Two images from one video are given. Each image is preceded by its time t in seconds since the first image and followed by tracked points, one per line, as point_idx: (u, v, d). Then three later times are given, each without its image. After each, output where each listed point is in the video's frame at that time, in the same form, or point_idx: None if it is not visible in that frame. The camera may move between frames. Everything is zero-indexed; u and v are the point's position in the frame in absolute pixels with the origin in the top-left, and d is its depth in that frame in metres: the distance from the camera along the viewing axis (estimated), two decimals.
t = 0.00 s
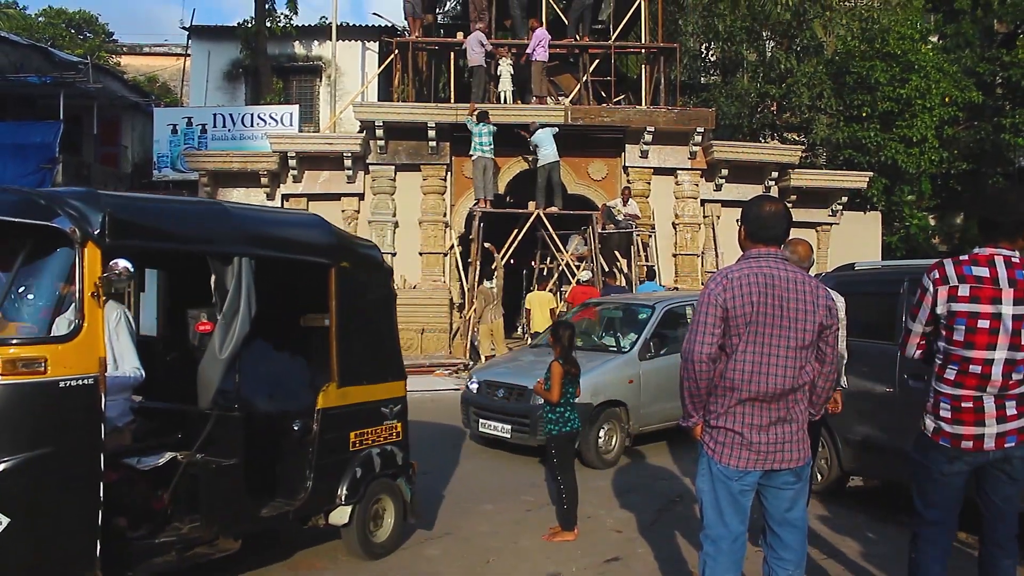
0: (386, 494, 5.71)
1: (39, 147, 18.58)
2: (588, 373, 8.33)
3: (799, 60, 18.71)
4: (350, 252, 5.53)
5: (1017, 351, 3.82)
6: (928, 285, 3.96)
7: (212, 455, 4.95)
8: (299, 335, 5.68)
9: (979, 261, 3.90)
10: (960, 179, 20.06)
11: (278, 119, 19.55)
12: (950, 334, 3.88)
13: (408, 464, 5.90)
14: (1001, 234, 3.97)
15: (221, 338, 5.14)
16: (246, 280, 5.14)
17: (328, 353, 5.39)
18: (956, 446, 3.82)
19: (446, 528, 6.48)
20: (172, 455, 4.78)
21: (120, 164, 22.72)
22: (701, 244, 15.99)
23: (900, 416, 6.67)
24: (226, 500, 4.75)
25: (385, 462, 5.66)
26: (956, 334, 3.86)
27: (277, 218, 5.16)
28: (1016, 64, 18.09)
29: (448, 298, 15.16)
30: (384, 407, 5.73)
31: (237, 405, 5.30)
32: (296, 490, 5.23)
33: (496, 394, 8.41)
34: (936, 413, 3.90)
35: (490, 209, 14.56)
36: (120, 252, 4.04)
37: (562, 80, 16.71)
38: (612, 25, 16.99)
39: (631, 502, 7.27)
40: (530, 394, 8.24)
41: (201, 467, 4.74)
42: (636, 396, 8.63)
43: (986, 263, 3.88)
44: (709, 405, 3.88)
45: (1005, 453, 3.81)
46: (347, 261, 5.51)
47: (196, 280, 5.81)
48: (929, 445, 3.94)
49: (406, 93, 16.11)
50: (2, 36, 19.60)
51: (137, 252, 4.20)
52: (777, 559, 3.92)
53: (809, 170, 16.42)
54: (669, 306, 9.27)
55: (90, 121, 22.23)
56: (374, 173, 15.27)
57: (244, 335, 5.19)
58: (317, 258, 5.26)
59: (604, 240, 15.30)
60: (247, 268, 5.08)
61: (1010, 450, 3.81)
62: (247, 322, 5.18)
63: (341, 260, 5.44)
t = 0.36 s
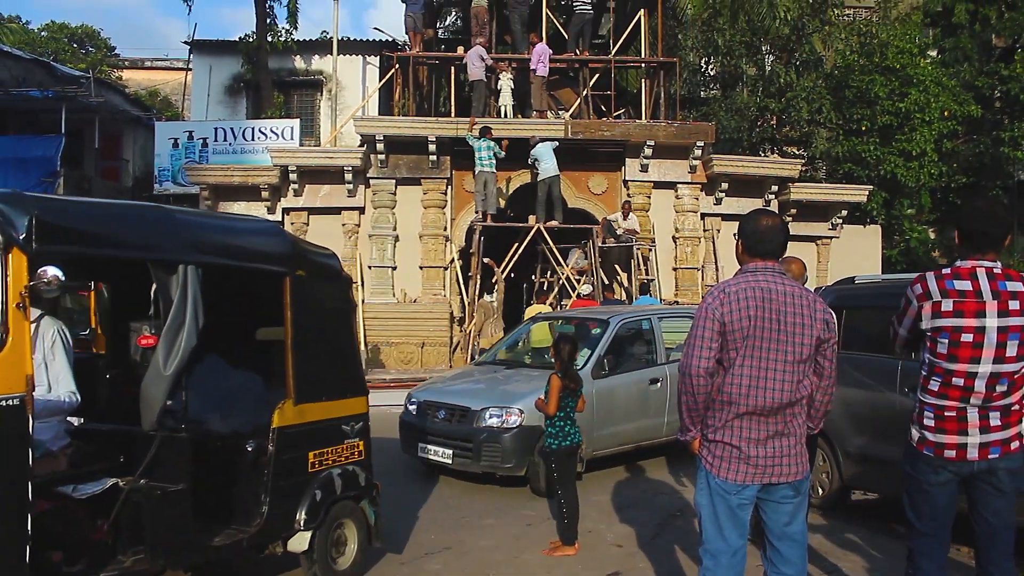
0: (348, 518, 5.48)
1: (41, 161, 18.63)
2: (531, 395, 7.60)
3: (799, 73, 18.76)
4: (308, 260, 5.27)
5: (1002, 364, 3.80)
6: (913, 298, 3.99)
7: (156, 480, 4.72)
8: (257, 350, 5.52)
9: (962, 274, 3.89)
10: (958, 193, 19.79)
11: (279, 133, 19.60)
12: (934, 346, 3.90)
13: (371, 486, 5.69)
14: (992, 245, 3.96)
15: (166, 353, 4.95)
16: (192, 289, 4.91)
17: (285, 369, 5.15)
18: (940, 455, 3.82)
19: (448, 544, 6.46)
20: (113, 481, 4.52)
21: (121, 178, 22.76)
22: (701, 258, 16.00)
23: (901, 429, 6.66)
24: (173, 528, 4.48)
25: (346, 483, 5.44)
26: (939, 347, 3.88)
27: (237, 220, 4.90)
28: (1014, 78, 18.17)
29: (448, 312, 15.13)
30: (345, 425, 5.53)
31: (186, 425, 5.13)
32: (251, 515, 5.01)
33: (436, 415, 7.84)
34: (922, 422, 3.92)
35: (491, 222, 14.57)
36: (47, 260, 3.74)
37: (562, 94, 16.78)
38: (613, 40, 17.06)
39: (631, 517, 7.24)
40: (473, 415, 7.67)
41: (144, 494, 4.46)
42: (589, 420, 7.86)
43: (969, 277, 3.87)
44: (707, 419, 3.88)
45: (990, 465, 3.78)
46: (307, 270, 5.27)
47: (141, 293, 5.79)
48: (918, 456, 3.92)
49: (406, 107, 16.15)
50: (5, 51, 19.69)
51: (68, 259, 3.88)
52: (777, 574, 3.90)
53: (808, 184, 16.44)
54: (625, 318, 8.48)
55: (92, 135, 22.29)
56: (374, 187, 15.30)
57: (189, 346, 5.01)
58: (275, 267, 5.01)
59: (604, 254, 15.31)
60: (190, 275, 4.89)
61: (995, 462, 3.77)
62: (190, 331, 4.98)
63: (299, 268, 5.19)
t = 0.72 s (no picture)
0: (313, 541, 5.05)
1: (41, 173, 18.65)
2: (482, 412, 7.17)
3: (798, 86, 18.82)
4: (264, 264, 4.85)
5: (994, 375, 3.81)
6: (905, 309, 3.96)
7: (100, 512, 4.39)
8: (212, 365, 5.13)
9: (954, 286, 3.89)
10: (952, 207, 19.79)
11: (279, 145, 19.66)
12: (927, 358, 3.89)
13: (336, 505, 5.27)
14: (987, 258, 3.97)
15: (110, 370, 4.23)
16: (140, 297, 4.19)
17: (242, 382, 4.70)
18: (932, 467, 3.81)
19: (446, 557, 6.43)
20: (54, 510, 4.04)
21: (122, 191, 22.78)
22: (701, 270, 16.01)
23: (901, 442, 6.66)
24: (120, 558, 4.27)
25: (308, 505, 5.03)
26: (933, 358, 3.87)
27: (187, 228, 4.49)
28: (1012, 90, 18.25)
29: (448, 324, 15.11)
30: (306, 442, 5.12)
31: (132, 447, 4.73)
32: (207, 543, 4.59)
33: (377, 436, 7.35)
34: (913, 434, 3.90)
35: (490, 235, 14.58)
36: None
37: (562, 107, 16.83)
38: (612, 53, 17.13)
39: (630, 530, 7.23)
40: (417, 437, 7.16)
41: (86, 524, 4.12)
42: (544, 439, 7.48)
43: (961, 289, 3.87)
44: (704, 432, 3.88)
45: (982, 477, 3.78)
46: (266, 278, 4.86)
47: (82, 303, 5.26)
48: (910, 468, 3.90)
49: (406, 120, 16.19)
50: (6, 64, 19.76)
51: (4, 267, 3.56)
52: None
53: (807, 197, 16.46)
54: (582, 331, 8.16)
55: (92, 147, 22.34)
56: (374, 200, 15.33)
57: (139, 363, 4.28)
58: (231, 273, 4.61)
59: (604, 267, 15.33)
60: (140, 284, 4.18)
61: (986, 474, 3.78)
62: (140, 346, 4.24)
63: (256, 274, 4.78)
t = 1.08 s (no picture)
0: (276, 565, 4.59)
1: (42, 184, 18.67)
2: (448, 425, 6.82)
3: (796, 97, 18.87)
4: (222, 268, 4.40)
5: (991, 383, 3.84)
6: (903, 318, 3.93)
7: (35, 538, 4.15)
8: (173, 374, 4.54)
9: (951, 294, 3.90)
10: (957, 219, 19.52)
11: (279, 156, 19.71)
12: (927, 367, 3.87)
13: (303, 526, 4.84)
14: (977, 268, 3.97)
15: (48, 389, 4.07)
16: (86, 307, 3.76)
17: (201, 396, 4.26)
18: (933, 478, 3.80)
19: (447, 569, 6.40)
20: None
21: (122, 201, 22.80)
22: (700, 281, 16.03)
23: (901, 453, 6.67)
24: None
25: (272, 526, 4.58)
26: (933, 368, 3.85)
27: (146, 234, 4.05)
28: (1011, 101, 18.31)
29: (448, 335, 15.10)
30: (270, 459, 4.67)
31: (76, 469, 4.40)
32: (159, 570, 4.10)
33: (334, 451, 7.03)
34: (911, 445, 3.88)
35: (490, 246, 14.60)
36: None
37: (562, 118, 16.85)
38: (612, 65, 17.20)
39: (629, 541, 7.23)
40: (376, 452, 6.82)
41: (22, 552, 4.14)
42: (512, 455, 7.12)
43: (958, 297, 3.89)
44: (702, 443, 3.88)
45: (979, 488, 3.79)
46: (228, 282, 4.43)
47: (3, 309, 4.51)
48: (907, 480, 3.90)
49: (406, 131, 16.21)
50: (8, 75, 19.82)
51: None
52: None
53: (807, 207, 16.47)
54: (552, 341, 7.88)
55: (93, 158, 22.38)
56: (374, 211, 15.36)
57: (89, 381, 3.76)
58: (191, 279, 4.17)
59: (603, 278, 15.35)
60: (88, 292, 3.66)
61: (984, 484, 3.79)
62: (88, 359, 3.68)
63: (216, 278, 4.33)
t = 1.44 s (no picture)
0: None
1: (43, 195, 18.70)
2: (423, 438, 6.62)
3: (796, 108, 18.92)
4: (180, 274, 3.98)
5: (982, 394, 3.83)
6: (892, 330, 3.92)
7: None
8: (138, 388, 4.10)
9: (940, 306, 3.91)
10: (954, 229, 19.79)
11: (280, 168, 19.76)
12: (917, 379, 3.87)
13: (268, 549, 4.43)
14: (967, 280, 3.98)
15: None
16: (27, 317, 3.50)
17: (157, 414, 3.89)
18: (925, 490, 3.79)
19: None
20: None
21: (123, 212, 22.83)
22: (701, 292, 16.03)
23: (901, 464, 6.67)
24: None
25: (235, 550, 4.18)
26: (923, 380, 3.85)
27: (99, 237, 3.62)
28: (1009, 112, 18.36)
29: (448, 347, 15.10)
30: (233, 477, 4.24)
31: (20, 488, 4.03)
32: None
33: (304, 466, 6.78)
34: (902, 457, 3.88)
35: (490, 257, 14.60)
36: None
37: (562, 129, 16.88)
38: (612, 76, 17.26)
39: (629, 553, 7.21)
40: (347, 466, 6.60)
41: None
42: (490, 470, 6.93)
43: (946, 309, 3.90)
44: (701, 455, 3.88)
45: (971, 501, 3.77)
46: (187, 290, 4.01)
47: None
48: (899, 492, 3.88)
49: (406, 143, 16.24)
50: (10, 86, 19.88)
51: None
52: None
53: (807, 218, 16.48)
54: (531, 352, 7.69)
55: (94, 169, 22.44)
56: (374, 222, 15.36)
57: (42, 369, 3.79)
58: (144, 286, 3.75)
59: (603, 289, 15.35)
60: (30, 300, 3.45)
61: (976, 497, 3.77)
62: (29, 373, 3.61)
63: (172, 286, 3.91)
